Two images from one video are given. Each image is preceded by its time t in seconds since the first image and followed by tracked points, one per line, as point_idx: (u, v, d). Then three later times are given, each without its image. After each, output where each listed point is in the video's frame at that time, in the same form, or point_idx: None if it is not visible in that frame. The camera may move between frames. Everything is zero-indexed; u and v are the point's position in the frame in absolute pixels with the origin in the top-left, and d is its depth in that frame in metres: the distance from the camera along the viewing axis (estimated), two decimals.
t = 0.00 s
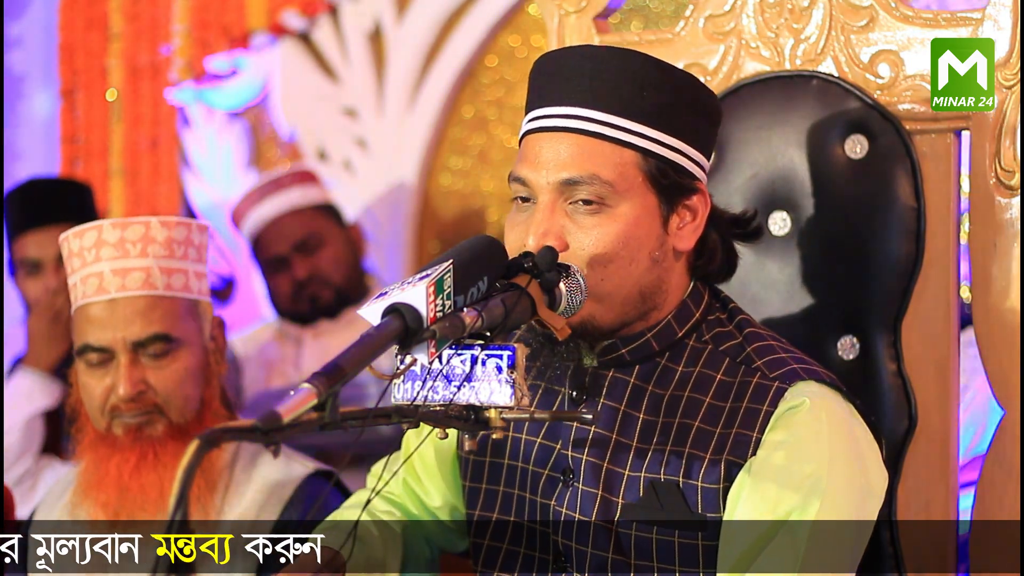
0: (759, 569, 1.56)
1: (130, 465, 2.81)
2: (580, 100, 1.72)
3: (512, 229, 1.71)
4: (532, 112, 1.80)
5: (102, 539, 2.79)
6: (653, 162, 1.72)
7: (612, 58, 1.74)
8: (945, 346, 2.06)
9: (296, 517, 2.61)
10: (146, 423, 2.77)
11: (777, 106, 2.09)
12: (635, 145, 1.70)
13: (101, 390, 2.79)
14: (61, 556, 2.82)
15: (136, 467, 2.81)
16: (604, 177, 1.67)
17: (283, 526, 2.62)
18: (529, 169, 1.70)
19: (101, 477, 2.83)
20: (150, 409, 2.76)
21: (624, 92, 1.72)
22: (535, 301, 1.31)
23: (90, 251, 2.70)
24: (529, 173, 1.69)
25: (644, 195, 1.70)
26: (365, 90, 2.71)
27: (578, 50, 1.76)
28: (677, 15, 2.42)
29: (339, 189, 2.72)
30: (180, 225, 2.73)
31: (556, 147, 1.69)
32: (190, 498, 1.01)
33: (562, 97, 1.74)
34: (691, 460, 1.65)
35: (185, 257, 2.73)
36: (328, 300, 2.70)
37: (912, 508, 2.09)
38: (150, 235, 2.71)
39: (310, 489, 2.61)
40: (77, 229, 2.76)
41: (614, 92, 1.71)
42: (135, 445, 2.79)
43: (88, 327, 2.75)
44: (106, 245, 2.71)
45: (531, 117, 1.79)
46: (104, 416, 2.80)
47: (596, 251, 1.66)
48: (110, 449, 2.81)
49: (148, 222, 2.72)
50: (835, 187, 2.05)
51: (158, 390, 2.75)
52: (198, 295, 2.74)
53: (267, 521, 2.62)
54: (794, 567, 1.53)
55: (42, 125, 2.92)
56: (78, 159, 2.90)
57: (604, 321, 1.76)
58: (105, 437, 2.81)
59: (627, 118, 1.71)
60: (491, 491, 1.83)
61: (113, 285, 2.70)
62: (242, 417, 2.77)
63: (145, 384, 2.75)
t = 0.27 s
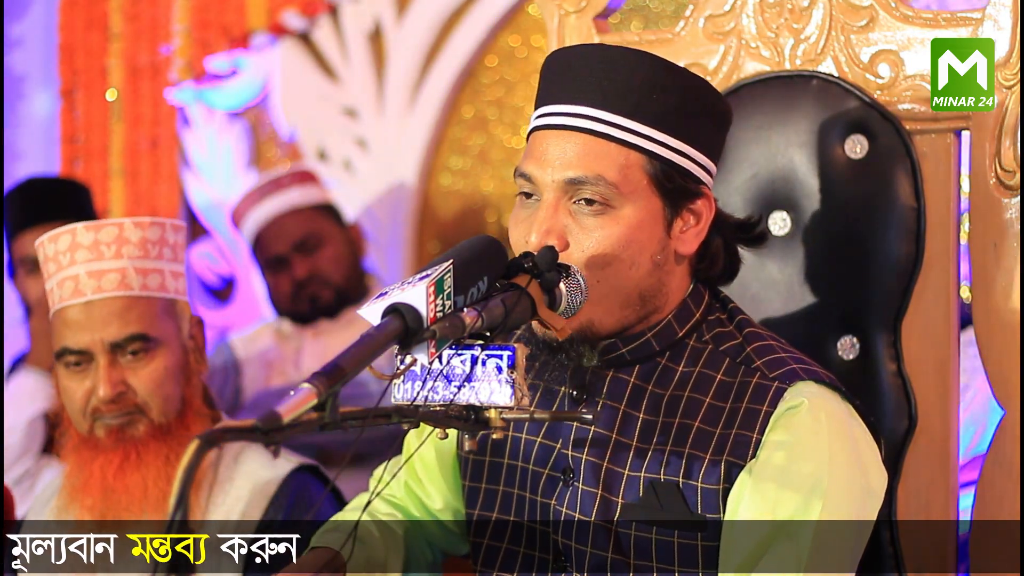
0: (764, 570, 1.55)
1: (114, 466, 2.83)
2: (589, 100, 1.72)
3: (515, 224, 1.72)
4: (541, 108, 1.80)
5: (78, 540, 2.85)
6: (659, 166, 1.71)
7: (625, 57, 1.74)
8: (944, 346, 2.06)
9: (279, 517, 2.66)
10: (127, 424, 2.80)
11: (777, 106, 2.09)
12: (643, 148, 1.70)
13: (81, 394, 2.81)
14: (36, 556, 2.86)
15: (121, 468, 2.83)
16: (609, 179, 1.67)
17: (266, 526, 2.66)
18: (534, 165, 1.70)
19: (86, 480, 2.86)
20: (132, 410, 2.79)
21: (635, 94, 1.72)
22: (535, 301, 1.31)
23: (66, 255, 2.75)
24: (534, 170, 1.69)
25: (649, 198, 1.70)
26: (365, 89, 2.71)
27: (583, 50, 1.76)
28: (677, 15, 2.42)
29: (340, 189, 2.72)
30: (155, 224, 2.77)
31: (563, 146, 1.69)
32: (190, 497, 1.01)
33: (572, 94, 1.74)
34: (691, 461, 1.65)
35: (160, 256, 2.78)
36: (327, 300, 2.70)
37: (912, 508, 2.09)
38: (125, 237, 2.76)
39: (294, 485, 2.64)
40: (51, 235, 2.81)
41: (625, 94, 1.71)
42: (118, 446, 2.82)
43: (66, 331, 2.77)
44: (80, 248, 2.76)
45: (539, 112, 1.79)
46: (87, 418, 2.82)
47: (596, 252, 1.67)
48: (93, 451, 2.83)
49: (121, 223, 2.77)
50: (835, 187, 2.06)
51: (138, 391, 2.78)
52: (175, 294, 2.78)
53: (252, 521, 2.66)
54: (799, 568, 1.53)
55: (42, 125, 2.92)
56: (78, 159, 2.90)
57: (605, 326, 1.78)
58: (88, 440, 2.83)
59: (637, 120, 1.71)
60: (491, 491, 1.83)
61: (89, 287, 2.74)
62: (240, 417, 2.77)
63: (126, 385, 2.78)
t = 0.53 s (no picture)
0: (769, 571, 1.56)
1: (96, 468, 2.85)
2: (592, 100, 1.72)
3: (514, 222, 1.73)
4: (543, 108, 1.80)
5: (54, 540, 2.87)
6: (661, 166, 1.71)
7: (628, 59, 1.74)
8: (945, 346, 2.06)
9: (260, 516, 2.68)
10: (106, 425, 2.83)
11: (777, 107, 2.09)
12: (645, 149, 1.70)
13: (60, 397, 2.84)
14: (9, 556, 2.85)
15: (102, 469, 2.85)
16: (611, 180, 1.67)
17: (248, 525, 2.70)
18: (536, 165, 1.70)
19: (69, 484, 2.87)
20: (110, 410, 2.83)
21: (637, 95, 1.72)
22: (535, 301, 1.31)
23: (37, 259, 2.84)
24: (536, 170, 1.69)
25: (650, 199, 1.70)
26: (365, 89, 2.71)
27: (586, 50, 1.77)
28: (677, 16, 2.42)
29: (340, 189, 2.72)
30: (124, 225, 2.84)
31: (565, 146, 1.69)
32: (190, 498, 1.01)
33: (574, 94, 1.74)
34: (690, 462, 1.65)
35: (132, 257, 2.84)
36: (327, 300, 2.70)
37: (912, 507, 2.09)
38: (94, 238, 2.84)
39: (276, 479, 2.67)
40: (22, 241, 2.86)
41: (628, 95, 1.71)
42: (99, 447, 2.84)
43: (42, 334, 2.83)
44: (52, 252, 2.85)
45: (541, 113, 1.79)
46: (66, 420, 2.85)
47: (598, 252, 1.66)
48: (75, 453, 2.85)
49: (91, 226, 2.85)
50: (835, 187, 2.06)
51: (114, 391, 2.82)
52: (149, 293, 2.82)
53: (232, 521, 2.69)
54: (804, 568, 1.53)
55: (42, 125, 2.92)
56: (79, 159, 2.90)
57: (603, 320, 1.76)
58: (69, 443, 2.85)
59: (639, 121, 1.71)
60: (491, 491, 1.83)
61: (61, 290, 2.82)
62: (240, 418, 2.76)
63: (103, 386, 2.82)
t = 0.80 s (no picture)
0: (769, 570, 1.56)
1: (85, 469, 2.84)
2: (593, 100, 1.72)
3: (513, 223, 1.72)
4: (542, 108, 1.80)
5: (29, 540, 2.86)
6: (660, 166, 1.71)
7: (627, 60, 1.73)
8: (945, 346, 2.06)
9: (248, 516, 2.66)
10: (94, 425, 2.81)
11: (776, 107, 2.09)
12: (644, 148, 1.70)
13: (49, 398, 2.82)
14: None
15: (92, 470, 2.84)
16: (610, 179, 1.67)
17: (236, 524, 2.67)
18: (535, 167, 1.70)
19: (59, 487, 2.87)
20: (98, 410, 2.80)
21: (636, 96, 1.71)
22: (535, 301, 1.30)
23: (23, 261, 2.81)
24: (535, 171, 1.70)
25: (649, 198, 1.70)
26: (365, 90, 2.71)
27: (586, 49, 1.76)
28: (677, 16, 2.42)
29: (340, 189, 2.72)
30: (108, 226, 2.81)
31: (563, 147, 1.69)
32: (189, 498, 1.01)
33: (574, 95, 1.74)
34: (689, 461, 1.65)
35: (117, 257, 2.80)
36: (327, 300, 2.70)
37: (912, 508, 2.09)
38: (78, 239, 2.79)
39: (264, 478, 2.66)
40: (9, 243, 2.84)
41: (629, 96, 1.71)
42: (88, 447, 2.83)
43: (28, 336, 2.80)
44: (37, 253, 2.81)
45: (539, 113, 1.79)
46: (54, 422, 2.83)
47: (601, 251, 1.66)
48: (64, 455, 2.84)
49: (77, 227, 2.81)
50: (835, 187, 2.06)
51: (102, 391, 2.80)
52: (134, 293, 2.80)
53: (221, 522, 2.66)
54: (804, 567, 1.53)
55: (42, 125, 2.92)
56: (78, 159, 2.90)
57: (603, 318, 1.76)
58: (59, 444, 2.84)
59: (638, 121, 1.70)
60: (489, 492, 1.83)
61: (46, 291, 2.79)
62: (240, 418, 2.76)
63: (90, 386, 2.79)
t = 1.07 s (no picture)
0: (768, 569, 1.55)
1: (85, 468, 2.84)
2: (585, 98, 1.72)
3: (511, 224, 1.71)
4: (536, 107, 1.80)
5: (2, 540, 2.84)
6: (658, 160, 1.72)
7: (621, 56, 1.73)
8: (945, 346, 2.06)
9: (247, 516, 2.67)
10: (95, 423, 2.81)
11: (776, 106, 2.10)
12: (641, 143, 1.70)
13: (49, 396, 2.82)
14: None
15: (91, 469, 2.83)
16: (609, 175, 1.67)
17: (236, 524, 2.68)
18: (533, 165, 1.70)
19: (58, 487, 2.86)
20: (99, 408, 2.80)
21: (633, 91, 1.72)
22: (535, 301, 1.31)
23: (24, 260, 2.80)
24: (533, 170, 1.69)
25: (648, 193, 1.70)
26: (365, 90, 2.71)
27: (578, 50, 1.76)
28: (677, 16, 2.42)
29: (340, 189, 2.71)
30: (110, 224, 2.80)
31: (561, 144, 1.69)
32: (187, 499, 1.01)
33: (566, 92, 1.74)
34: (687, 459, 1.65)
35: (118, 256, 2.80)
36: (327, 300, 2.70)
37: (912, 508, 2.09)
38: (81, 238, 2.80)
39: (262, 477, 2.67)
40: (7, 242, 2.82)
41: (623, 92, 1.71)
42: (88, 446, 2.83)
43: (29, 334, 2.79)
44: (38, 252, 2.80)
45: (534, 111, 1.79)
46: (54, 420, 2.83)
47: (600, 249, 1.66)
48: (64, 454, 2.84)
49: (78, 225, 2.81)
50: (835, 187, 2.06)
51: (103, 390, 2.79)
52: (135, 293, 2.80)
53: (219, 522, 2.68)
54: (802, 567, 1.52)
55: (42, 125, 2.92)
56: (78, 159, 2.90)
57: (605, 318, 1.75)
58: (59, 443, 2.84)
59: (633, 116, 1.71)
60: (487, 493, 1.83)
61: (48, 289, 2.78)
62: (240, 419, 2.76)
63: (91, 384, 2.79)
